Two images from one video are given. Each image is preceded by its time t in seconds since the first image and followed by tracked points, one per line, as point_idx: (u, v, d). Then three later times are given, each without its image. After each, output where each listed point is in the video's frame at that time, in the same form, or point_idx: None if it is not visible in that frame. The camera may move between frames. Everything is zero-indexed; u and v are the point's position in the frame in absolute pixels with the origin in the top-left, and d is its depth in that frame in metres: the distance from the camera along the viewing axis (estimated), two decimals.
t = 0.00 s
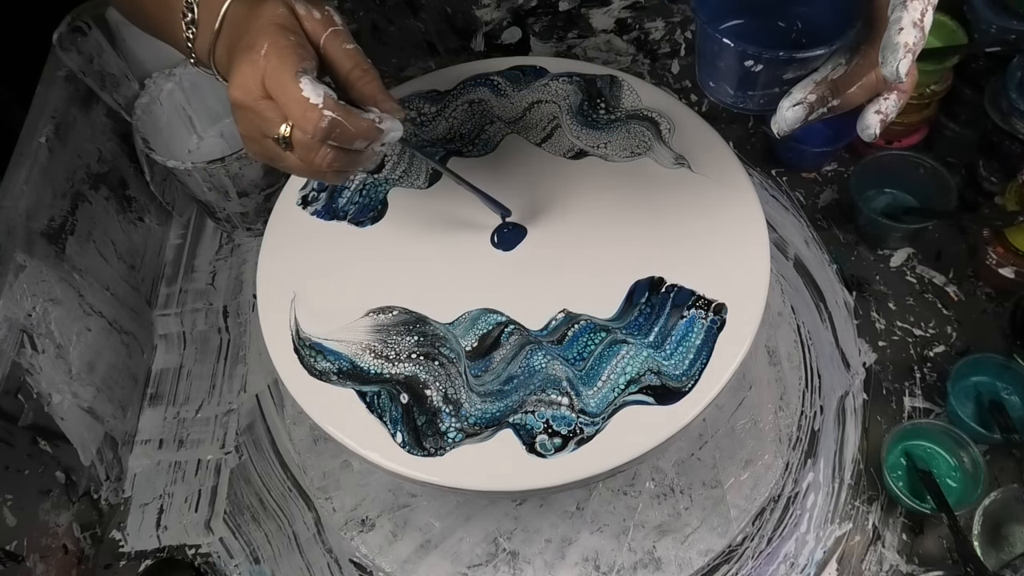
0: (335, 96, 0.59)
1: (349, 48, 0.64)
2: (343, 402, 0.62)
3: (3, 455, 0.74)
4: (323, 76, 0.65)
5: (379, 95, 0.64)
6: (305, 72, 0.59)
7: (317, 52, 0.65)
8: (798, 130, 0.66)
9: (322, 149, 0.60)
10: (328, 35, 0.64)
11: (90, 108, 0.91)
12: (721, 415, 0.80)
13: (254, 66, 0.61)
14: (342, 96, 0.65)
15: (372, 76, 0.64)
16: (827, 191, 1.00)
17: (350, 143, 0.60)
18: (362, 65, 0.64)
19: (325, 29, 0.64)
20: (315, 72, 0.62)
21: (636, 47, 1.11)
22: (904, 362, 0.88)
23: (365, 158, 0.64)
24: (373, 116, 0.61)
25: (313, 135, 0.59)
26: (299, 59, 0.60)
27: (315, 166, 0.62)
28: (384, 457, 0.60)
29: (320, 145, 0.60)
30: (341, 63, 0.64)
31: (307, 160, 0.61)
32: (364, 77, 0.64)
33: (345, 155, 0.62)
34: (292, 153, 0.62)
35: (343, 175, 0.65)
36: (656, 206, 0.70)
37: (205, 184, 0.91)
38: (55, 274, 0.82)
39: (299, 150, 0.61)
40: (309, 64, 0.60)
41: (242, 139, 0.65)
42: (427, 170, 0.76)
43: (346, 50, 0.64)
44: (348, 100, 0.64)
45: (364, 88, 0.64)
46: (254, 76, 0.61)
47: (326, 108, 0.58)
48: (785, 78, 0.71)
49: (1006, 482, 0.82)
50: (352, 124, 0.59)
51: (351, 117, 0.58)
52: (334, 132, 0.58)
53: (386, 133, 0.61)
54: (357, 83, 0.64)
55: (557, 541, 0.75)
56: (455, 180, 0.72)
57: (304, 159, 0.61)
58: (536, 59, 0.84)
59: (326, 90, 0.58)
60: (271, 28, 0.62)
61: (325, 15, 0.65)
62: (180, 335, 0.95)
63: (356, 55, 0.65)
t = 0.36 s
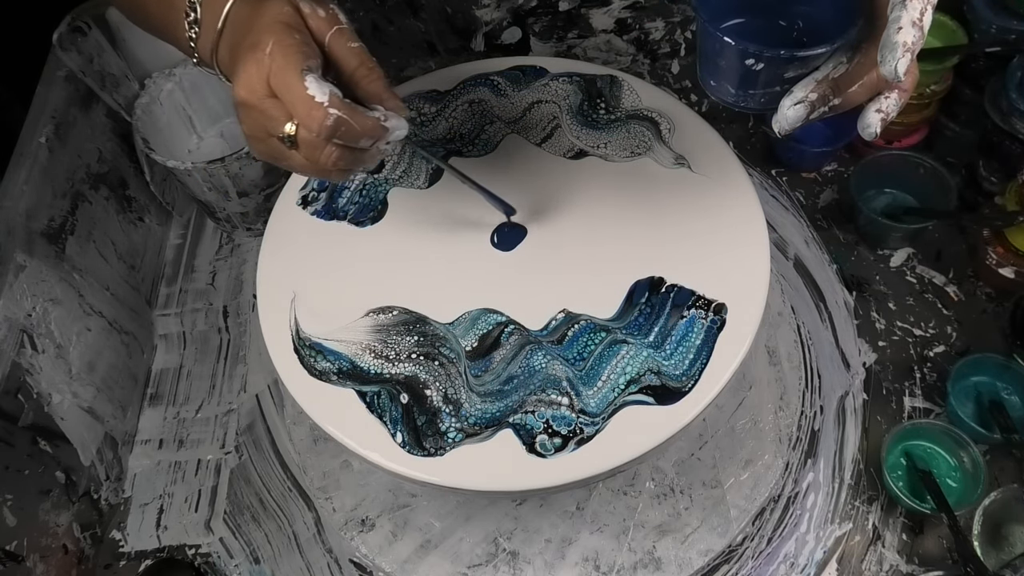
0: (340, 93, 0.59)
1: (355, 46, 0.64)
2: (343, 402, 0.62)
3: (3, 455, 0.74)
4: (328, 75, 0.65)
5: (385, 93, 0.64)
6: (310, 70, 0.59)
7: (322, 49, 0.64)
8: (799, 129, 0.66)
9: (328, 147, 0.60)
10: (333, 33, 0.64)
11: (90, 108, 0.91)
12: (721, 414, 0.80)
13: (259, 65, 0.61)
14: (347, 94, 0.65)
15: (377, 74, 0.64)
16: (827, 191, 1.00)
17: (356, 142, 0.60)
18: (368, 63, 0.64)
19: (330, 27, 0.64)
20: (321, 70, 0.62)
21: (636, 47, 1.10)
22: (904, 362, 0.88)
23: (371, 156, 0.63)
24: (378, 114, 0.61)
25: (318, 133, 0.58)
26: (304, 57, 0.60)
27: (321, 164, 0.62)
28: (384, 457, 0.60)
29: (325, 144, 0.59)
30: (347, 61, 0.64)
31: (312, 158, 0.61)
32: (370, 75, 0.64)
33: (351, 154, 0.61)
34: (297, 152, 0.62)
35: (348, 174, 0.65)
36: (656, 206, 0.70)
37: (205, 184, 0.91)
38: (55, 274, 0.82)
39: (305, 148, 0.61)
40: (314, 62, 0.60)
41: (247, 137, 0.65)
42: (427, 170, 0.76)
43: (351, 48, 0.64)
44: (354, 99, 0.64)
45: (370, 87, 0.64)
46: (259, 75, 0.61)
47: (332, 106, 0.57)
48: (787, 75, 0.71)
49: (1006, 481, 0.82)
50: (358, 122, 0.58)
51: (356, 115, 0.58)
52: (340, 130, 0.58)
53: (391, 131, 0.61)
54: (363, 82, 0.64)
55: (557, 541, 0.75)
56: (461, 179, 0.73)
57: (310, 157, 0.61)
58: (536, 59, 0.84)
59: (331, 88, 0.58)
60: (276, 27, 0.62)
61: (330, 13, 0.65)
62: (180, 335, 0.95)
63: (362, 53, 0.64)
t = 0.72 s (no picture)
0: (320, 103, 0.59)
1: (338, 56, 0.64)
2: (343, 402, 0.62)
3: (3, 455, 0.74)
4: (310, 83, 0.65)
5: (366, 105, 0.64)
6: (290, 79, 0.59)
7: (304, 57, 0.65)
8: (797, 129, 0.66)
9: (306, 157, 0.60)
10: (316, 42, 0.64)
11: (90, 108, 0.91)
12: (721, 414, 0.80)
13: (239, 70, 0.61)
14: (328, 103, 0.66)
15: (358, 84, 0.65)
16: (827, 191, 1.00)
17: (335, 152, 0.60)
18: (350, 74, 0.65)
19: (313, 35, 0.64)
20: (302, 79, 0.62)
21: (636, 47, 1.11)
22: (904, 362, 0.88)
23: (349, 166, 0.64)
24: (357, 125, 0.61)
25: (296, 141, 0.58)
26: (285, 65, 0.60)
27: (299, 172, 0.62)
28: (384, 457, 0.60)
29: (303, 152, 0.59)
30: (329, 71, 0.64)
31: (290, 166, 0.61)
32: (352, 86, 0.64)
33: (330, 164, 0.62)
34: (276, 159, 0.62)
35: (327, 182, 0.65)
36: (656, 206, 0.70)
37: (205, 184, 0.91)
38: (55, 274, 0.82)
39: (283, 156, 0.61)
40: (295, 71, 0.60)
41: (227, 141, 0.66)
42: (427, 170, 0.76)
43: (333, 57, 0.64)
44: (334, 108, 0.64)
45: (351, 97, 0.64)
46: (239, 80, 0.61)
47: (311, 115, 0.58)
48: (783, 77, 0.71)
49: (1006, 481, 0.82)
50: (337, 132, 0.59)
51: (334, 124, 0.59)
52: (318, 140, 0.58)
53: (370, 142, 0.62)
54: (344, 92, 0.65)
55: (557, 541, 0.75)
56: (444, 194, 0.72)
57: (288, 164, 0.61)
58: (536, 59, 0.84)
59: (311, 97, 0.58)
60: (259, 33, 0.62)
61: (314, 21, 0.65)
62: (180, 335, 0.95)
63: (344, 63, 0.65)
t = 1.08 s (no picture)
0: (330, 105, 0.59)
1: (348, 59, 0.64)
2: (343, 402, 0.62)
3: (3, 455, 0.74)
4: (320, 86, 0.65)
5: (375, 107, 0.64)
6: (301, 80, 0.59)
7: (314, 60, 0.64)
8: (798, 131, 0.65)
9: (315, 158, 0.60)
10: (326, 44, 0.64)
11: (90, 108, 0.91)
12: (721, 414, 0.80)
13: (249, 73, 0.60)
14: (337, 106, 0.66)
15: (369, 88, 0.65)
16: (827, 191, 1.00)
17: (344, 153, 0.60)
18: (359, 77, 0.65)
19: (323, 38, 0.64)
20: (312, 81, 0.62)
21: (636, 47, 1.11)
22: (904, 362, 0.88)
23: (358, 168, 0.64)
24: (368, 127, 0.61)
25: (307, 143, 0.58)
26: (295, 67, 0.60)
27: (309, 173, 0.62)
28: (384, 457, 0.60)
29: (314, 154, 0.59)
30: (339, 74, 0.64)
31: (300, 168, 0.61)
32: (361, 89, 0.64)
33: (338, 165, 0.62)
34: (285, 161, 0.62)
35: (336, 184, 0.65)
36: (655, 206, 0.70)
37: (205, 183, 0.90)
38: (55, 274, 0.82)
39: (293, 158, 0.61)
40: (305, 73, 0.60)
41: (236, 143, 0.65)
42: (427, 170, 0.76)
43: (343, 60, 0.64)
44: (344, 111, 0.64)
45: (361, 99, 0.64)
46: (249, 82, 0.60)
47: (321, 117, 0.57)
48: (786, 79, 0.71)
49: (1006, 482, 0.82)
50: (347, 134, 0.59)
51: (345, 126, 0.58)
52: (328, 141, 0.58)
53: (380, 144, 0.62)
54: (354, 95, 0.65)
55: (557, 541, 0.75)
56: (449, 193, 0.71)
57: (298, 166, 0.61)
58: (536, 59, 0.84)
59: (321, 99, 0.58)
60: (269, 35, 0.62)
61: (324, 24, 0.65)
62: (180, 335, 0.95)
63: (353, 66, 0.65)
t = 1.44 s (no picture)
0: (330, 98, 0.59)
1: (347, 52, 0.64)
2: (343, 402, 0.62)
3: (3, 455, 0.74)
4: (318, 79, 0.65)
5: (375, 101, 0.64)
6: (300, 73, 0.59)
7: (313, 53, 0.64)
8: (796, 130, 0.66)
9: (314, 151, 0.60)
10: (325, 37, 0.64)
11: (90, 108, 0.91)
12: (721, 414, 0.80)
13: (248, 66, 0.60)
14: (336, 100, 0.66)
15: (368, 81, 0.65)
16: (827, 191, 1.00)
17: (343, 146, 0.60)
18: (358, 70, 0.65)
19: (323, 31, 0.64)
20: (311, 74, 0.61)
21: (636, 47, 1.11)
22: (904, 362, 0.88)
23: (357, 161, 0.64)
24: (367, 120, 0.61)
25: (306, 136, 0.58)
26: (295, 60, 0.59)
27: (309, 167, 0.62)
28: (384, 457, 0.60)
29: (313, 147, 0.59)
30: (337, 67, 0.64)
31: (299, 162, 0.61)
32: (361, 82, 0.65)
33: (337, 159, 0.62)
34: (283, 154, 0.62)
35: (335, 178, 0.65)
36: (656, 206, 0.70)
37: (205, 183, 0.90)
38: (55, 274, 0.81)
39: (292, 152, 0.60)
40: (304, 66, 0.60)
41: (234, 137, 0.65)
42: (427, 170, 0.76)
43: (343, 53, 0.64)
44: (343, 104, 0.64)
45: (360, 93, 0.65)
46: (248, 74, 0.60)
47: (321, 111, 0.57)
48: (783, 77, 0.72)
49: (1006, 482, 0.82)
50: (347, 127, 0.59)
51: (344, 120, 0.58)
52: (328, 135, 0.58)
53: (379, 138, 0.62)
54: (354, 88, 0.65)
55: (557, 541, 0.75)
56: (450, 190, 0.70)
57: (297, 159, 0.61)
58: (536, 59, 0.84)
59: (321, 92, 0.58)
60: (268, 28, 0.61)
61: (323, 17, 0.65)
62: (180, 335, 0.95)
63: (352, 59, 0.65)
